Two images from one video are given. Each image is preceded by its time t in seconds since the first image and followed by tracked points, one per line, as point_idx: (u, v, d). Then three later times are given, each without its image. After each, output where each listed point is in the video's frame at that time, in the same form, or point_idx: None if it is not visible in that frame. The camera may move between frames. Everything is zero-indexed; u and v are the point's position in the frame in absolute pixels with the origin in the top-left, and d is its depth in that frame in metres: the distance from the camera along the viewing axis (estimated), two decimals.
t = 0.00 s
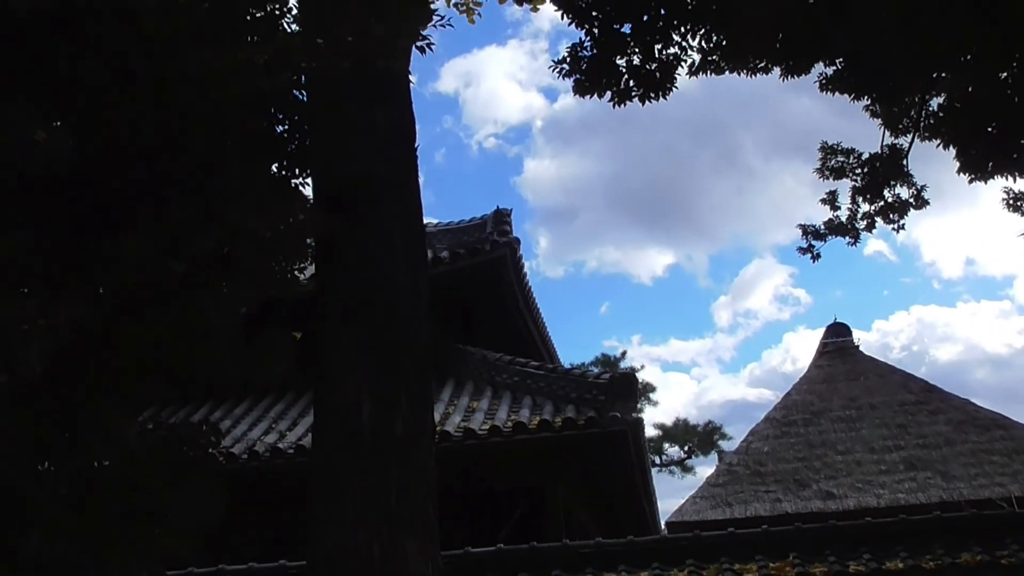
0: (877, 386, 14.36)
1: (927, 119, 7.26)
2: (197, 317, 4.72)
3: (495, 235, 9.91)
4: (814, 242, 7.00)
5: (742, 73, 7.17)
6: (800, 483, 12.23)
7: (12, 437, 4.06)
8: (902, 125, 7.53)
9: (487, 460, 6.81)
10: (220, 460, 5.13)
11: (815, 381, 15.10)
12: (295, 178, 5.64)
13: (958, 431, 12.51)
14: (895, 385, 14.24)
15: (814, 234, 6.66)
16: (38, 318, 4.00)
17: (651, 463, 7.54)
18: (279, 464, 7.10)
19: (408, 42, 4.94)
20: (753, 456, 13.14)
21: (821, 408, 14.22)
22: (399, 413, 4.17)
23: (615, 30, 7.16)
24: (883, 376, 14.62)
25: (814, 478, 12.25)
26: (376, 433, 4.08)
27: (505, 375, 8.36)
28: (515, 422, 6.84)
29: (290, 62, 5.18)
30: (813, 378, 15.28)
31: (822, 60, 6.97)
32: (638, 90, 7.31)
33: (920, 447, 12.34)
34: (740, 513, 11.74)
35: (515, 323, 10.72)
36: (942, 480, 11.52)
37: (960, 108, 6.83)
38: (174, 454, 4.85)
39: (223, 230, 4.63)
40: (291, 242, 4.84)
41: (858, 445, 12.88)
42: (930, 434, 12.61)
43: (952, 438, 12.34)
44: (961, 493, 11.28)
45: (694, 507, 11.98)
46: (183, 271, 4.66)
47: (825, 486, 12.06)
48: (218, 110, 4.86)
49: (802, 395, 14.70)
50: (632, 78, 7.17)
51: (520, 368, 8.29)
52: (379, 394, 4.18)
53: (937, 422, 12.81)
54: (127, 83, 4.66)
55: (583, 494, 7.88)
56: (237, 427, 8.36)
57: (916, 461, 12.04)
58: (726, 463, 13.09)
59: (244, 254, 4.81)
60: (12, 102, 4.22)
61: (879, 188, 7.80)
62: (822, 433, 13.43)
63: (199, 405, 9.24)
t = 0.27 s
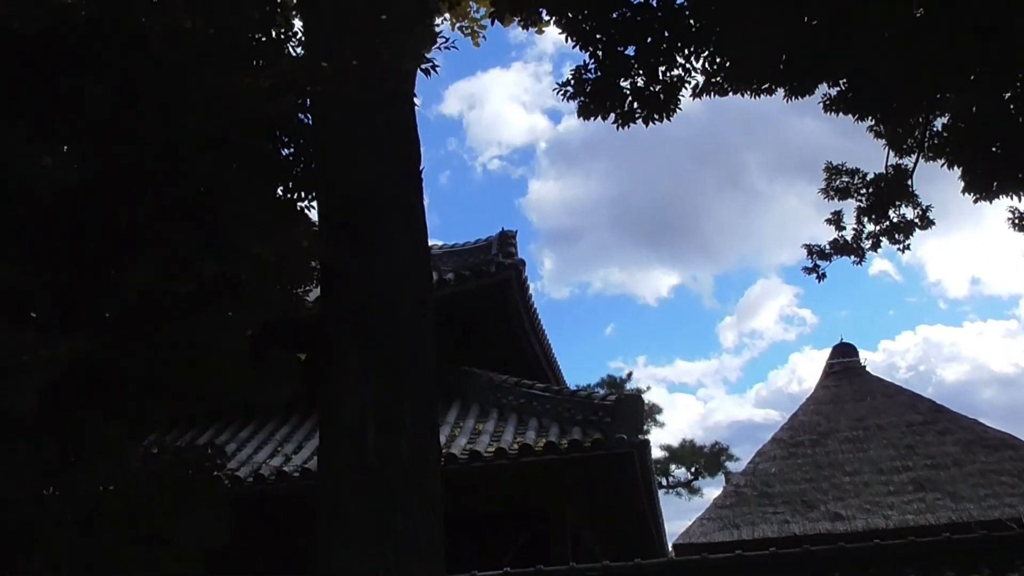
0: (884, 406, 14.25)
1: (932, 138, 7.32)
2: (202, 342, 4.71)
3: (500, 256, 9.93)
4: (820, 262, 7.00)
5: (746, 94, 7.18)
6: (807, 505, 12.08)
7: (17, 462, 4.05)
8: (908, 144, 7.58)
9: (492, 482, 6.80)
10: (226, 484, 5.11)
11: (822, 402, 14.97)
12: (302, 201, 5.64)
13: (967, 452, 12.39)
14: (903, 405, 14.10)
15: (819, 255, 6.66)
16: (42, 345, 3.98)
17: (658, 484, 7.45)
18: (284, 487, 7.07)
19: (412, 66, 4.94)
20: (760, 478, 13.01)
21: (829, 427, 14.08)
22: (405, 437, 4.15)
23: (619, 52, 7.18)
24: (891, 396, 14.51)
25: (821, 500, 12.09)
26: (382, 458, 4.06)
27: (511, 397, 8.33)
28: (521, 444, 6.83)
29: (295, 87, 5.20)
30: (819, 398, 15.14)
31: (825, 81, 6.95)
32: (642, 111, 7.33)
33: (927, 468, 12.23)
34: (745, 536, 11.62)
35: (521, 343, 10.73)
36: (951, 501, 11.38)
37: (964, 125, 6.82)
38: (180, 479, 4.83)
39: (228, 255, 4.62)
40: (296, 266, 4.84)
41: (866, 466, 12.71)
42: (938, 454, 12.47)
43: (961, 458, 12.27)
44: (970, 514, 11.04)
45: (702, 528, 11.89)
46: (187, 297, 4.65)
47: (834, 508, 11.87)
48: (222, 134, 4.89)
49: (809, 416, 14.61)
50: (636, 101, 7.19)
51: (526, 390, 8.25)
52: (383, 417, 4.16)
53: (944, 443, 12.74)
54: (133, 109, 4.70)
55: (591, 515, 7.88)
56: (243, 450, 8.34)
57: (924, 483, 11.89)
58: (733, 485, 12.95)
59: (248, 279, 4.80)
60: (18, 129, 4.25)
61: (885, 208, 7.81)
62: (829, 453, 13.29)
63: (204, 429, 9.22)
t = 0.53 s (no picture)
0: (893, 429, 14.01)
1: (938, 162, 7.36)
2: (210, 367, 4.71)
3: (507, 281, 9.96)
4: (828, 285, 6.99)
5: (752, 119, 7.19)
6: (818, 531, 12.00)
7: (22, 486, 4.03)
8: (913, 168, 7.59)
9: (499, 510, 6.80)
10: (233, 510, 5.08)
11: (831, 426, 14.70)
12: (308, 228, 5.66)
13: (978, 475, 12.35)
14: (913, 429, 13.83)
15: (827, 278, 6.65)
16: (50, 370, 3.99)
17: (667, 510, 7.45)
18: (291, 513, 7.05)
19: (419, 93, 4.99)
20: (769, 502, 13.00)
21: (838, 452, 13.89)
22: (412, 462, 4.14)
23: (625, 77, 7.23)
24: (900, 419, 14.22)
25: (831, 525, 12.04)
26: (389, 483, 4.04)
27: (517, 422, 8.35)
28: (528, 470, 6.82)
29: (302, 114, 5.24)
30: (828, 422, 14.86)
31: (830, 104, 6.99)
32: (648, 136, 7.35)
33: (937, 492, 12.16)
34: (755, 561, 11.66)
35: (528, 367, 10.74)
36: (963, 526, 11.31)
37: (968, 146, 6.83)
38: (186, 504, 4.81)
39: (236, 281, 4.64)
40: (303, 292, 4.85)
41: (875, 490, 12.65)
42: (949, 478, 12.41)
43: (972, 482, 12.21)
44: (984, 540, 11.00)
45: (710, 555, 11.87)
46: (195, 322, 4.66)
47: (845, 534, 11.81)
48: (229, 159, 4.93)
49: (818, 440, 14.41)
50: (642, 126, 7.22)
51: (532, 415, 8.29)
52: (390, 440, 4.15)
53: (954, 466, 12.66)
54: (142, 137, 4.73)
55: (601, 542, 7.83)
56: (250, 477, 8.33)
57: (935, 507, 11.85)
58: (741, 509, 12.92)
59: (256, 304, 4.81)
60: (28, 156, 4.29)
61: (891, 231, 7.78)
62: (838, 478, 13.18)
63: (210, 456, 9.19)
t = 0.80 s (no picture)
0: (908, 460, 13.43)
1: (948, 192, 7.41)
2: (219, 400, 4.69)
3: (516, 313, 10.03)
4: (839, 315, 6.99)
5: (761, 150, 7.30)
6: (831, 566, 11.78)
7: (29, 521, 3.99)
8: (922, 199, 7.63)
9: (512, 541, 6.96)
10: (242, 545, 5.05)
11: (841, 457, 14.05)
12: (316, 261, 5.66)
13: (994, 507, 11.93)
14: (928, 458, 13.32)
15: (838, 309, 6.67)
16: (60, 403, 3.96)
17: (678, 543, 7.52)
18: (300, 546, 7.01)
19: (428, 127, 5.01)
20: (782, 533, 12.52)
21: (851, 483, 13.30)
22: (422, 497, 4.11)
23: (633, 110, 7.28)
24: (914, 449, 13.60)
25: (844, 559, 11.79)
26: (399, 519, 4.01)
27: (527, 456, 8.39)
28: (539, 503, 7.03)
29: (312, 148, 5.26)
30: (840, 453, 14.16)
31: (838, 135, 7.00)
32: (658, 169, 7.39)
33: (953, 525, 11.84)
34: None
35: (537, 399, 10.76)
36: (979, 558, 11.20)
37: (977, 175, 6.83)
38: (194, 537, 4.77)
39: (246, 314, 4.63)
40: (313, 325, 4.85)
41: (890, 522, 12.25)
42: (964, 510, 12.03)
43: (988, 514, 11.86)
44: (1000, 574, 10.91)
45: None
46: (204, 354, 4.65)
47: (858, 567, 11.62)
48: (239, 194, 4.94)
49: (831, 472, 13.75)
50: (652, 158, 7.27)
51: (542, 449, 8.34)
52: (401, 478, 4.13)
53: (970, 497, 12.21)
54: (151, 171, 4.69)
55: None
56: (259, 512, 8.30)
57: (950, 540, 11.63)
58: (754, 542, 12.53)
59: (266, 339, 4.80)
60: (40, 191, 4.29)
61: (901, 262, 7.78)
62: (852, 510, 12.69)
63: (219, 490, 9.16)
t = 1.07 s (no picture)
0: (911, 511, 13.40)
1: (962, 230, 7.36)
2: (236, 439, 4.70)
3: (530, 352, 10.31)
4: (853, 353, 7.01)
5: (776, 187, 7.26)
6: None
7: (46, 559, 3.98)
8: (936, 236, 7.64)
9: None
10: None
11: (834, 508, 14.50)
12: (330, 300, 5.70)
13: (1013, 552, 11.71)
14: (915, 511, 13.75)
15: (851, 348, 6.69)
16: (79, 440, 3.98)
17: None
18: None
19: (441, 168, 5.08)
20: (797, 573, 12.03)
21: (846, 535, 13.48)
22: (436, 539, 4.10)
23: (647, 150, 7.32)
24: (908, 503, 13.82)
25: None
26: (413, 561, 3.99)
27: (541, 497, 8.82)
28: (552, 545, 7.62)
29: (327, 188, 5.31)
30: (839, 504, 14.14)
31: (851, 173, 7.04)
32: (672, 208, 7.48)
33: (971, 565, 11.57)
34: None
35: (551, 435, 10.99)
36: None
37: (990, 211, 6.85)
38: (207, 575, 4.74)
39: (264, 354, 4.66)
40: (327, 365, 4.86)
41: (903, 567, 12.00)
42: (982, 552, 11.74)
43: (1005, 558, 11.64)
44: None
45: None
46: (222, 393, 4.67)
47: None
48: (257, 235, 4.99)
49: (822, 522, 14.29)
50: (666, 199, 7.33)
51: (555, 489, 8.61)
52: (414, 518, 4.11)
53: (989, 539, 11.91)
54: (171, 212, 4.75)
55: None
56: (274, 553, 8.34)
57: None
58: None
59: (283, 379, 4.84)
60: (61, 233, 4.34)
61: (916, 299, 7.80)
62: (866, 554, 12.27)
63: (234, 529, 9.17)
